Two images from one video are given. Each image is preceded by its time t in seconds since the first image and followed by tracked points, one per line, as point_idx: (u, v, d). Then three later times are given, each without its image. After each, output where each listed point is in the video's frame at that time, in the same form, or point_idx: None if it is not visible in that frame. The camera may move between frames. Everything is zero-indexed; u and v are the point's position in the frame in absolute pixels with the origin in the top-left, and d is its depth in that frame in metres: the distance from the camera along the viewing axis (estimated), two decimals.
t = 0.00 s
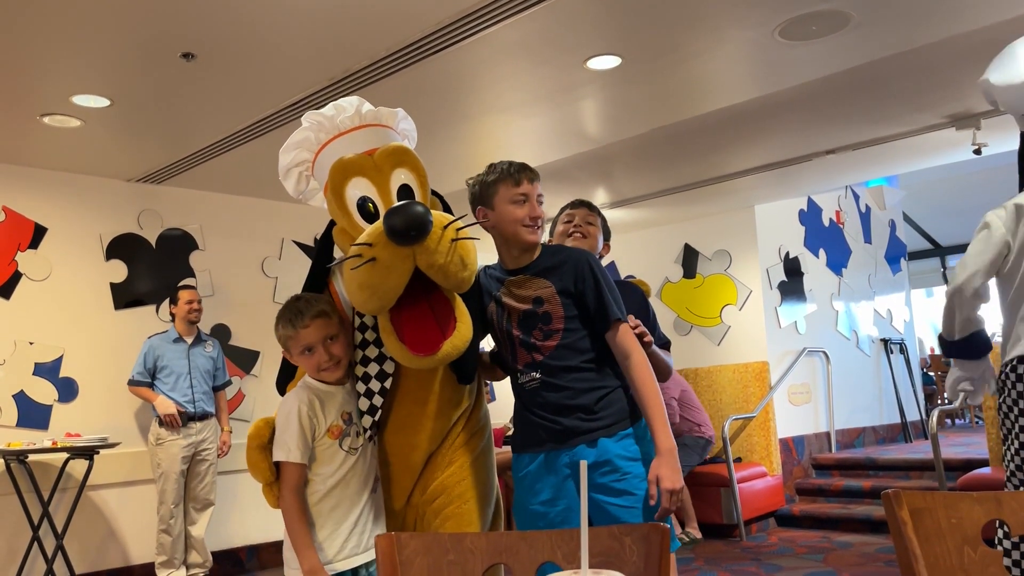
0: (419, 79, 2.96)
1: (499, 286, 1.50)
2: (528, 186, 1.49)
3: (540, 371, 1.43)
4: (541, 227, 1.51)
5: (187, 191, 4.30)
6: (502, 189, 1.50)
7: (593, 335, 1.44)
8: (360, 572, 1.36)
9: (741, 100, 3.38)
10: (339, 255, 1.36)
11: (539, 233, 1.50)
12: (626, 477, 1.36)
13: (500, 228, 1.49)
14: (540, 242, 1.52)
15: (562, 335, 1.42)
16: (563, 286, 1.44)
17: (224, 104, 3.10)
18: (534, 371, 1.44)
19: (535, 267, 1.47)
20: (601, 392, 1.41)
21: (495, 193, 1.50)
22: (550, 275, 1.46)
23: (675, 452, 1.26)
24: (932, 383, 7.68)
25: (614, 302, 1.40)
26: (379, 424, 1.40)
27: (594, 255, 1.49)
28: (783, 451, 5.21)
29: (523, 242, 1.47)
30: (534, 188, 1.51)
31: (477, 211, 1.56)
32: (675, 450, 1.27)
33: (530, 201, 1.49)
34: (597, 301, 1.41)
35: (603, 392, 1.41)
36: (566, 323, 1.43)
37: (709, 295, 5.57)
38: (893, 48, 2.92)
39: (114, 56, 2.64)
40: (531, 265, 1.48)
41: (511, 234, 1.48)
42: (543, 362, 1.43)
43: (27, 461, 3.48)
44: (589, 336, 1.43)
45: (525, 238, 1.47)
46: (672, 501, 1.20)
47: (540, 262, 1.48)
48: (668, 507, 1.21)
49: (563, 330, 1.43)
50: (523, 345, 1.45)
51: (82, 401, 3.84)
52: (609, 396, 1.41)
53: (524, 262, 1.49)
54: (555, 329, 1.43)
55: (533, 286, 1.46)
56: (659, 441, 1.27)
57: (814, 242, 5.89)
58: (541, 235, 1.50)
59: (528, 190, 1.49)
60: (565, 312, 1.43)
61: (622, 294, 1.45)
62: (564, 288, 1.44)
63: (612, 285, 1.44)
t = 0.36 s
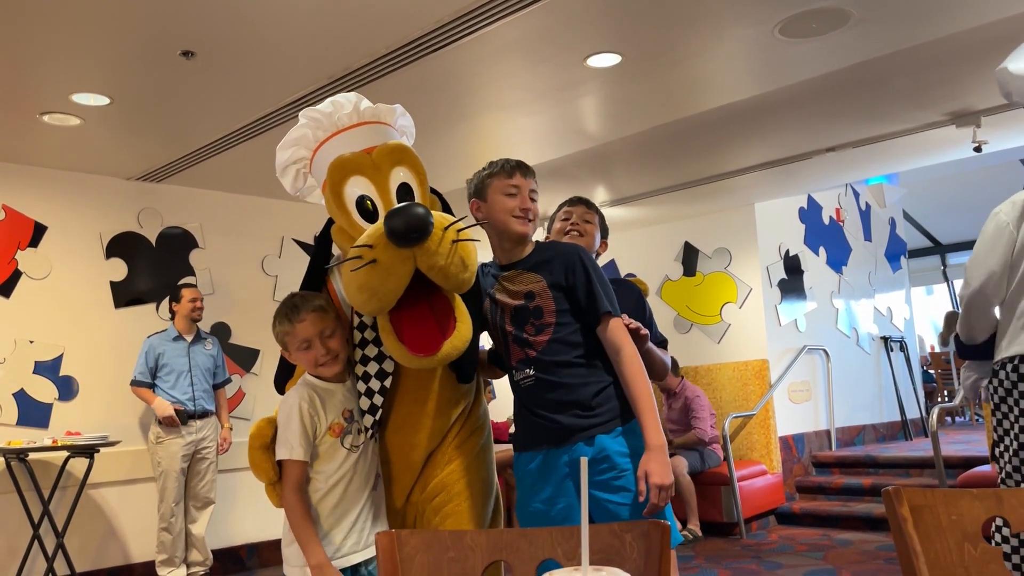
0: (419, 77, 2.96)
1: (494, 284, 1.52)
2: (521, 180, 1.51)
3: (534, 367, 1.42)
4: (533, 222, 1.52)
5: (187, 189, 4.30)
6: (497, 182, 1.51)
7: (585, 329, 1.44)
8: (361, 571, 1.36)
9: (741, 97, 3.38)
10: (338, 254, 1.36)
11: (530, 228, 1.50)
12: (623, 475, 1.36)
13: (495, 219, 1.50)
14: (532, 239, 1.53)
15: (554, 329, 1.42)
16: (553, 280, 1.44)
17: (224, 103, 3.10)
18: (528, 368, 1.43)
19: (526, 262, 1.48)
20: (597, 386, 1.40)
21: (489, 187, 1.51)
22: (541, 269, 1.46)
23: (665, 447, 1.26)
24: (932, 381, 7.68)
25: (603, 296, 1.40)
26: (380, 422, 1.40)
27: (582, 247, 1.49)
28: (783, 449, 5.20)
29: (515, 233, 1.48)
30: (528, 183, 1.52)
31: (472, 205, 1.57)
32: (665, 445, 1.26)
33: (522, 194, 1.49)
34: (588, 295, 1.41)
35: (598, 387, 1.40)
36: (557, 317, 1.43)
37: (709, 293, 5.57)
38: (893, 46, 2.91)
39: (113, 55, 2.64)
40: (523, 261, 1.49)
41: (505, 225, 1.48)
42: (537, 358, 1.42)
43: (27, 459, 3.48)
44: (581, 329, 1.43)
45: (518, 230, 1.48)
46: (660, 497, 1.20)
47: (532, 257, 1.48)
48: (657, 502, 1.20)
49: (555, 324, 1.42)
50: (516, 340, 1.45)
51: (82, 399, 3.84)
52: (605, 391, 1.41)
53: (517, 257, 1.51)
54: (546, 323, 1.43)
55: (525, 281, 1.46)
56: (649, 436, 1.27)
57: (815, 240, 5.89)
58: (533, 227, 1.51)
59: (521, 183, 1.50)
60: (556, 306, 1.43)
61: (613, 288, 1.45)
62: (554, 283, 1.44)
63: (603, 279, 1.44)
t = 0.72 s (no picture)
0: (419, 75, 2.95)
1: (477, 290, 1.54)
2: (484, 196, 1.57)
3: (523, 366, 1.43)
4: (505, 228, 1.55)
5: (187, 188, 4.30)
6: (465, 203, 1.59)
7: (563, 319, 1.43)
8: (358, 570, 1.36)
9: (741, 95, 3.38)
10: (340, 250, 1.35)
11: (501, 234, 1.54)
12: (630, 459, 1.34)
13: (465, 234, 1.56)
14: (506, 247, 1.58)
15: (532, 323, 1.42)
16: (523, 275, 1.45)
17: (224, 101, 3.10)
18: (519, 367, 1.44)
19: (500, 265, 1.51)
20: (586, 373, 1.39)
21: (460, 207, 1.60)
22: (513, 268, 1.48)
23: (657, 417, 1.24)
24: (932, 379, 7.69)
25: (569, 275, 1.40)
26: (379, 420, 1.40)
27: (547, 238, 1.49)
28: (783, 446, 5.20)
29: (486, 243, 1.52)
30: (492, 196, 1.57)
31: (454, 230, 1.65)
32: (657, 415, 1.25)
33: (486, 207, 1.55)
34: (557, 280, 1.42)
35: (587, 374, 1.39)
36: (532, 309, 1.43)
37: (709, 291, 5.57)
38: (893, 43, 2.91)
39: (113, 53, 2.64)
40: (502, 263, 1.51)
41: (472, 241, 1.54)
42: (522, 355, 1.43)
43: (27, 458, 3.48)
44: (556, 319, 1.43)
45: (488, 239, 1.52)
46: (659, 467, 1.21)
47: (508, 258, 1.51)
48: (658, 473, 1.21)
49: (531, 318, 1.42)
50: (503, 343, 1.46)
51: (82, 398, 3.84)
52: (595, 375, 1.39)
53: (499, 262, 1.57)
54: (523, 319, 1.43)
55: (501, 284, 1.48)
56: (641, 409, 1.26)
57: (815, 238, 5.89)
58: (504, 235, 1.55)
59: (484, 199, 1.56)
60: (531, 299, 1.43)
61: (585, 269, 1.44)
62: (526, 278, 1.45)
63: (570, 263, 1.43)
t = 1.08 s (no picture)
0: (419, 73, 2.95)
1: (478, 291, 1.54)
2: (482, 198, 1.58)
3: (525, 363, 1.43)
4: (504, 227, 1.56)
5: (187, 186, 4.30)
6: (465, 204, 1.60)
7: (562, 315, 1.43)
8: (357, 569, 1.36)
9: (741, 93, 3.37)
10: (340, 247, 1.35)
11: (501, 233, 1.55)
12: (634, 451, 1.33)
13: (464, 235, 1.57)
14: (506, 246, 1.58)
15: (532, 320, 1.42)
16: (522, 273, 1.46)
17: (224, 100, 3.09)
18: (520, 365, 1.44)
19: (499, 265, 1.51)
20: (586, 368, 1.39)
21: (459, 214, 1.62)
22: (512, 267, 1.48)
23: (659, 406, 1.24)
24: (932, 377, 7.68)
25: (566, 271, 1.40)
26: (378, 418, 1.40)
27: (546, 235, 1.50)
28: (783, 445, 5.21)
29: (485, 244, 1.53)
30: (490, 198, 1.58)
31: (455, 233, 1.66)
32: (659, 404, 1.25)
33: (485, 208, 1.56)
34: (555, 276, 1.43)
35: (588, 368, 1.38)
36: (531, 306, 1.43)
37: (709, 289, 5.57)
38: (893, 41, 2.91)
39: (113, 51, 2.64)
40: (501, 262, 1.52)
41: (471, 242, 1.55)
42: (523, 353, 1.43)
43: (28, 457, 3.48)
44: (556, 314, 1.44)
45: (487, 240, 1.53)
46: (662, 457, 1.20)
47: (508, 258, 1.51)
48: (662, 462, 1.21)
49: (531, 315, 1.43)
50: (504, 342, 1.46)
51: (82, 397, 3.84)
52: (596, 369, 1.39)
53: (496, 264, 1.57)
54: (523, 316, 1.43)
55: (500, 284, 1.49)
56: (643, 398, 1.26)
57: (815, 236, 5.89)
58: (502, 236, 1.55)
59: (482, 202, 1.58)
60: (530, 296, 1.44)
61: (582, 264, 1.44)
62: (525, 276, 1.45)
63: (567, 258, 1.43)
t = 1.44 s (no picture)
0: (418, 72, 2.95)
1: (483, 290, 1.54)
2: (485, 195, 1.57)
3: (530, 362, 1.43)
4: (509, 225, 1.55)
5: (187, 186, 4.30)
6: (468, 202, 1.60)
7: (569, 314, 1.44)
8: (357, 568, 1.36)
9: (742, 91, 3.37)
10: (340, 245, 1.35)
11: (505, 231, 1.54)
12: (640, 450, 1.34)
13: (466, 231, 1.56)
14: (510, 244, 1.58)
15: (538, 318, 1.42)
16: (529, 271, 1.46)
17: (223, 98, 3.09)
18: (525, 363, 1.44)
19: (504, 263, 1.51)
20: (594, 367, 1.39)
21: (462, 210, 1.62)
22: (518, 265, 1.48)
23: (676, 402, 1.25)
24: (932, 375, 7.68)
25: (575, 269, 1.41)
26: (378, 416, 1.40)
27: (554, 235, 1.51)
28: (783, 443, 5.21)
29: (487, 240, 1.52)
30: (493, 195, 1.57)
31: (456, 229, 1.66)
32: (675, 400, 1.25)
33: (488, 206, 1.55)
34: (564, 274, 1.43)
35: (595, 367, 1.39)
36: (538, 304, 1.43)
37: (709, 288, 5.57)
38: (893, 39, 2.90)
39: (113, 50, 2.63)
40: (506, 260, 1.52)
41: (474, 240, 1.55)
42: (529, 352, 1.43)
43: (28, 456, 3.48)
44: (564, 312, 1.44)
45: (490, 237, 1.52)
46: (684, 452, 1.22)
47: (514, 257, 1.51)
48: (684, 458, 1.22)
49: (538, 313, 1.43)
50: (508, 341, 1.46)
51: (82, 395, 3.84)
52: (604, 368, 1.39)
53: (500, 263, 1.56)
54: (529, 314, 1.43)
55: (506, 282, 1.49)
56: (657, 395, 1.26)
57: (815, 234, 5.88)
58: (508, 234, 1.54)
59: (484, 197, 1.57)
60: (537, 295, 1.44)
61: (590, 264, 1.45)
62: (532, 274, 1.46)
63: (575, 257, 1.44)
